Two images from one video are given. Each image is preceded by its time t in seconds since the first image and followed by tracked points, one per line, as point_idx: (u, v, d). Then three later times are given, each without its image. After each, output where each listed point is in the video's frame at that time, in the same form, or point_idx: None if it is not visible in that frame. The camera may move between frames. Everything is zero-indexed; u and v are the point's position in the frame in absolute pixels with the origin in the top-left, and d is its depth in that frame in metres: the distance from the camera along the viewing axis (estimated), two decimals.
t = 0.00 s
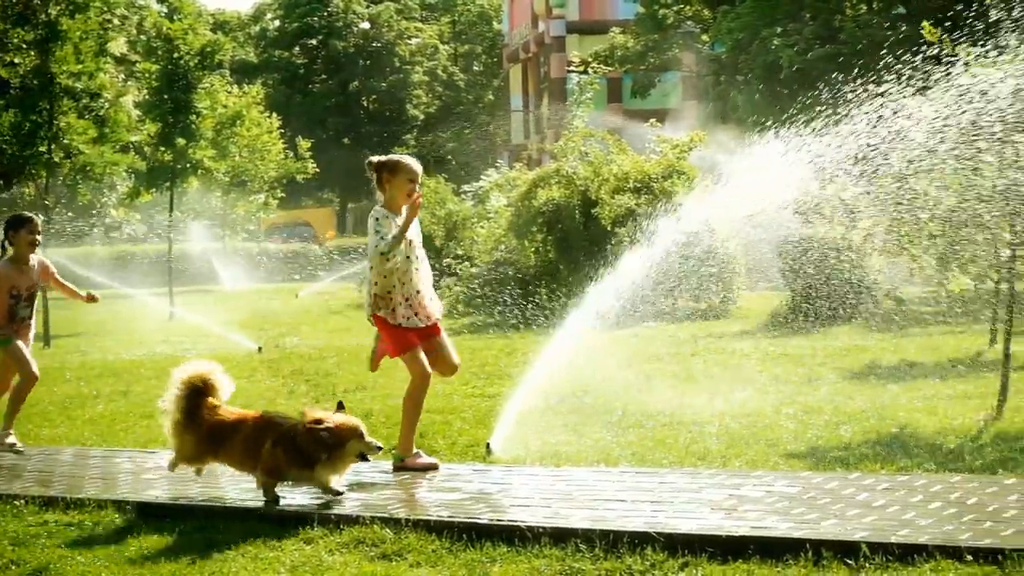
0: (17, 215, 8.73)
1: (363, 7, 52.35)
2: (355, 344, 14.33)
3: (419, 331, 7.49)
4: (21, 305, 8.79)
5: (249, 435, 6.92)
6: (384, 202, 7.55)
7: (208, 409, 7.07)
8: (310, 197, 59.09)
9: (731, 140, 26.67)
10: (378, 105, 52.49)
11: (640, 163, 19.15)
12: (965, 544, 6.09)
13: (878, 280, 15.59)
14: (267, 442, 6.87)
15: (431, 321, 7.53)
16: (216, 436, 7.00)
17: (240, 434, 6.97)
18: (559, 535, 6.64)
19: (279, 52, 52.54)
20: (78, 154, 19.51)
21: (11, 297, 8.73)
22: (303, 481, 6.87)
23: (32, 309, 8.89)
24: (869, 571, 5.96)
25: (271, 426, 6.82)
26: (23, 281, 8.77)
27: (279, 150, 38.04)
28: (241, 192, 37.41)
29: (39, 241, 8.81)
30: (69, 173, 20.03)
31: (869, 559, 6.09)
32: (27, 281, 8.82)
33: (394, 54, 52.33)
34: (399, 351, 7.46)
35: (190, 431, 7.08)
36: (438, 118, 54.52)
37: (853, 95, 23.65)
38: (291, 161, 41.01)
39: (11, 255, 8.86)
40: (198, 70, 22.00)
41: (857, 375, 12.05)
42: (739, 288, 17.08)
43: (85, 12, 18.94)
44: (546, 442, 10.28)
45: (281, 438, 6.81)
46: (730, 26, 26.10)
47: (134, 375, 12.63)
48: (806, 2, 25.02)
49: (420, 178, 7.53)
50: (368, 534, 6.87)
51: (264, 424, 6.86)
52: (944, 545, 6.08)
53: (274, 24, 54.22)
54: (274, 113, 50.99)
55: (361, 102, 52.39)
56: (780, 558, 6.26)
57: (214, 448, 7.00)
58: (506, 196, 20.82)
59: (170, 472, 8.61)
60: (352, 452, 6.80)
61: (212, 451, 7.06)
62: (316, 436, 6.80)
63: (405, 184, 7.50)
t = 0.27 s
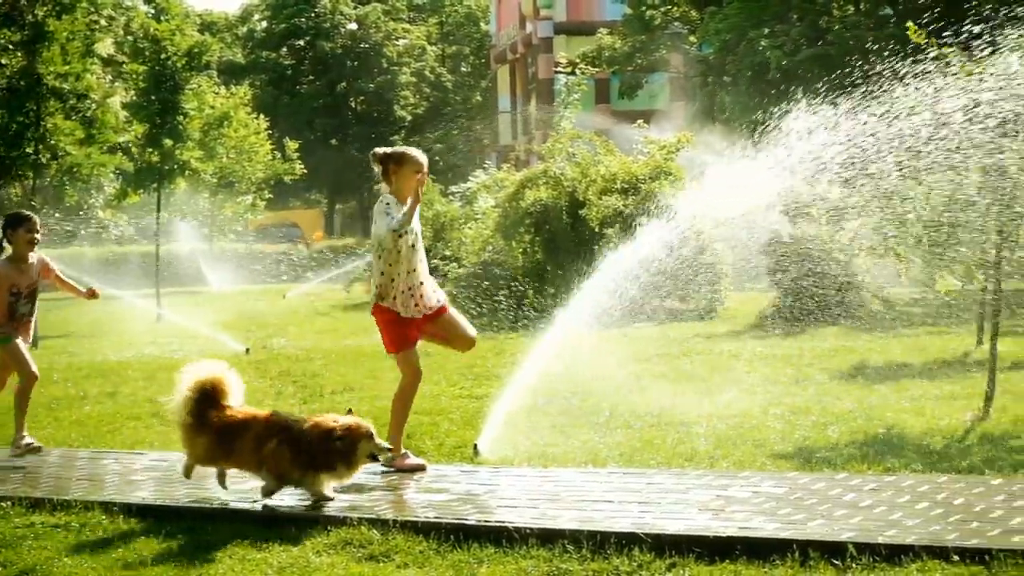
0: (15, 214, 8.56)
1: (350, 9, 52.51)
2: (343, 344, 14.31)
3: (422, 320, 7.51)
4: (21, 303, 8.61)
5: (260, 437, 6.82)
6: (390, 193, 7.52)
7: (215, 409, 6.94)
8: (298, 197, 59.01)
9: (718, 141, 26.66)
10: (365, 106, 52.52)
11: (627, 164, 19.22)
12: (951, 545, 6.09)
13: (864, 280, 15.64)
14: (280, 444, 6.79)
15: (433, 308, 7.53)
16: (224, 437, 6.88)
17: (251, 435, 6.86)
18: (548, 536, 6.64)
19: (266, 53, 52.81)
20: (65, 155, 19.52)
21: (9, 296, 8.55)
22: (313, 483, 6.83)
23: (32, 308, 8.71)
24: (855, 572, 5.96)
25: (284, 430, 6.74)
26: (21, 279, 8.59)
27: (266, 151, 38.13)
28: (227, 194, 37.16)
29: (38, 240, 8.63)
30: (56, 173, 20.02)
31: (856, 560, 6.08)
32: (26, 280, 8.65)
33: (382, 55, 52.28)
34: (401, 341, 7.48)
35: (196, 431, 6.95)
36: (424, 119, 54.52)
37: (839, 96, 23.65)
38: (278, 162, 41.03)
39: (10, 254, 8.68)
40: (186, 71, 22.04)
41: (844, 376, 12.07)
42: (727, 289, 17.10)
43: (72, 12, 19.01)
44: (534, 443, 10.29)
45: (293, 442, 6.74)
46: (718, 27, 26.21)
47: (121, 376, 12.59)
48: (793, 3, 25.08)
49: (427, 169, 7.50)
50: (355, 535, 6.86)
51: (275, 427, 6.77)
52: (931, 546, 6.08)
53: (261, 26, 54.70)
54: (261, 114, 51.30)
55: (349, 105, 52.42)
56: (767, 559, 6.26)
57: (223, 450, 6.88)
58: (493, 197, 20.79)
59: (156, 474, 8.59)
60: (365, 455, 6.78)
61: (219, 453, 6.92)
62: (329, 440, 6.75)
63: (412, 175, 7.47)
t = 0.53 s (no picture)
0: (14, 213, 8.24)
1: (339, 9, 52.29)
2: (331, 344, 14.28)
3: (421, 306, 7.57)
4: (21, 303, 8.33)
5: (269, 439, 6.67)
6: (396, 181, 7.52)
7: (222, 411, 6.77)
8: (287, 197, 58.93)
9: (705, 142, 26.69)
10: (354, 107, 52.36)
11: (616, 165, 19.15)
12: (939, 546, 6.11)
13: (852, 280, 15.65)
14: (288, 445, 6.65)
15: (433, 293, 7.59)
16: (232, 439, 6.72)
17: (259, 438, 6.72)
18: (535, 537, 6.64)
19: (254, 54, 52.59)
20: (52, 156, 19.12)
21: (10, 296, 8.26)
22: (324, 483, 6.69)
23: (32, 307, 8.44)
24: (843, 573, 5.97)
25: (293, 431, 6.59)
26: (22, 280, 8.31)
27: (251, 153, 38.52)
28: (216, 196, 37.57)
29: (38, 240, 8.35)
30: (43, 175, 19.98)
31: (843, 561, 6.09)
32: (27, 280, 8.37)
33: (370, 56, 52.16)
34: (401, 326, 7.57)
35: (203, 433, 6.80)
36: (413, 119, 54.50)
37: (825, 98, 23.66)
38: (265, 163, 41.04)
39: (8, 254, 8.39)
40: (173, 73, 21.91)
41: (832, 377, 12.10)
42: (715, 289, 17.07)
43: (61, 14, 19.25)
44: (522, 445, 10.29)
45: (303, 443, 6.58)
46: (706, 28, 26.33)
47: (109, 378, 12.57)
48: (780, 5, 25.11)
49: (434, 161, 7.52)
50: (343, 536, 6.85)
51: (285, 429, 6.61)
52: (918, 546, 6.09)
53: (250, 27, 54.69)
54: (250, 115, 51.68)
55: (337, 105, 52.35)
56: (756, 560, 6.26)
57: (231, 452, 6.73)
58: (481, 198, 20.78)
59: (144, 475, 8.59)
60: (376, 454, 6.64)
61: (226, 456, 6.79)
62: (340, 439, 6.61)
63: (419, 165, 7.49)
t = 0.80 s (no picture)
0: (14, 214, 8.10)
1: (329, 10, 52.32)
2: (320, 346, 14.27)
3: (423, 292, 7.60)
4: (22, 304, 8.20)
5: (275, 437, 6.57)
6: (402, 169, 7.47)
7: (228, 410, 6.68)
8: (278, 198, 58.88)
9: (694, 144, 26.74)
10: (343, 107, 52.43)
11: (605, 167, 19.05)
12: (927, 547, 6.11)
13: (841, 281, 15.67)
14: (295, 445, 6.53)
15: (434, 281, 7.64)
16: (238, 439, 6.62)
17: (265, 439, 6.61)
18: (524, 538, 6.62)
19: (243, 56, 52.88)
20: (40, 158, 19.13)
21: (11, 298, 8.12)
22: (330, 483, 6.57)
23: (32, 309, 8.30)
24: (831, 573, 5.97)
25: (299, 430, 6.48)
26: (22, 281, 8.17)
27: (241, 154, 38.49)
28: (205, 197, 36.70)
29: (38, 241, 8.22)
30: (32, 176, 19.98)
31: (832, 561, 6.09)
32: (27, 281, 8.22)
33: (360, 57, 52.33)
34: (406, 313, 7.57)
35: (210, 437, 6.70)
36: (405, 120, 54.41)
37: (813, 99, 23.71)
38: (253, 164, 41.11)
39: (7, 255, 8.24)
40: (163, 74, 21.93)
41: (821, 377, 12.11)
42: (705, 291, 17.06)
43: (49, 14, 19.19)
44: (512, 446, 10.28)
45: (311, 443, 6.47)
46: (696, 29, 26.40)
47: (97, 380, 12.56)
48: (769, 6, 25.14)
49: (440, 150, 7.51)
50: (333, 537, 6.84)
51: (291, 427, 6.51)
52: (906, 547, 6.10)
53: (239, 29, 54.95)
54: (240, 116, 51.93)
55: (326, 106, 52.51)
56: (744, 560, 6.26)
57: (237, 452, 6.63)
58: (471, 199, 20.78)
59: (133, 477, 8.58)
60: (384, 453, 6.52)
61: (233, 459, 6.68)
62: (347, 437, 6.49)
63: (425, 154, 7.46)
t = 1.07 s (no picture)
0: (13, 217, 7.98)
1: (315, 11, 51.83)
2: (306, 347, 14.23)
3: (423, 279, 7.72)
4: (21, 307, 8.07)
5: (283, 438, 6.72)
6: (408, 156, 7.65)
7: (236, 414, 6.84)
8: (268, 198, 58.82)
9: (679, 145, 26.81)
10: (330, 108, 52.17)
11: (591, 169, 19.14)
12: (912, 548, 6.10)
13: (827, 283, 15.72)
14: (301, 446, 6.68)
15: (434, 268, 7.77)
16: (246, 442, 6.78)
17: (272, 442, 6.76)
18: (511, 539, 6.61)
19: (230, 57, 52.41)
20: (26, 159, 19.17)
21: (9, 300, 7.99)
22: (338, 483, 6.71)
23: (31, 311, 8.17)
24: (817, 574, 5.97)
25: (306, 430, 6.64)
26: (21, 283, 8.04)
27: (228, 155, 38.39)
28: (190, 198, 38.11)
29: (37, 243, 8.08)
30: (17, 176, 19.93)
31: (817, 561, 6.08)
32: (26, 284, 8.08)
33: (347, 58, 52.14)
34: (406, 298, 7.68)
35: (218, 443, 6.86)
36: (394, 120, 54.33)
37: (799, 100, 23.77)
38: (239, 166, 41.05)
39: (6, 258, 8.10)
40: (149, 74, 21.78)
41: (808, 378, 12.13)
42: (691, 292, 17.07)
43: (34, 14, 18.84)
44: (498, 447, 10.28)
45: (317, 443, 6.62)
46: (681, 31, 26.30)
47: (82, 381, 12.51)
48: (756, 6, 25.14)
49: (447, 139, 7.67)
50: (319, 539, 6.81)
51: (298, 428, 6.67)
52: (892, 547, 6.09)
53: (225, 29, 54.59)
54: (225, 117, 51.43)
55: (314, 108, 52.20)
56: (730, 561, 6.26)
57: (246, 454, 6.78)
58: (457, 200, 20.77)
59: (118, 478, 8.56)
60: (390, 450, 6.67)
61: (242, 463, 6.84)
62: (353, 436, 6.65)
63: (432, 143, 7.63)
